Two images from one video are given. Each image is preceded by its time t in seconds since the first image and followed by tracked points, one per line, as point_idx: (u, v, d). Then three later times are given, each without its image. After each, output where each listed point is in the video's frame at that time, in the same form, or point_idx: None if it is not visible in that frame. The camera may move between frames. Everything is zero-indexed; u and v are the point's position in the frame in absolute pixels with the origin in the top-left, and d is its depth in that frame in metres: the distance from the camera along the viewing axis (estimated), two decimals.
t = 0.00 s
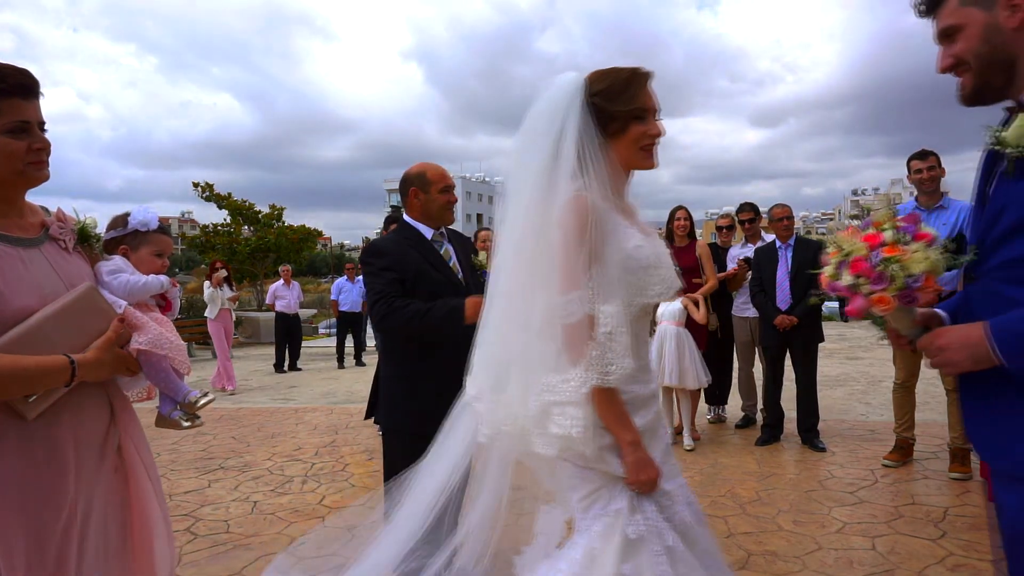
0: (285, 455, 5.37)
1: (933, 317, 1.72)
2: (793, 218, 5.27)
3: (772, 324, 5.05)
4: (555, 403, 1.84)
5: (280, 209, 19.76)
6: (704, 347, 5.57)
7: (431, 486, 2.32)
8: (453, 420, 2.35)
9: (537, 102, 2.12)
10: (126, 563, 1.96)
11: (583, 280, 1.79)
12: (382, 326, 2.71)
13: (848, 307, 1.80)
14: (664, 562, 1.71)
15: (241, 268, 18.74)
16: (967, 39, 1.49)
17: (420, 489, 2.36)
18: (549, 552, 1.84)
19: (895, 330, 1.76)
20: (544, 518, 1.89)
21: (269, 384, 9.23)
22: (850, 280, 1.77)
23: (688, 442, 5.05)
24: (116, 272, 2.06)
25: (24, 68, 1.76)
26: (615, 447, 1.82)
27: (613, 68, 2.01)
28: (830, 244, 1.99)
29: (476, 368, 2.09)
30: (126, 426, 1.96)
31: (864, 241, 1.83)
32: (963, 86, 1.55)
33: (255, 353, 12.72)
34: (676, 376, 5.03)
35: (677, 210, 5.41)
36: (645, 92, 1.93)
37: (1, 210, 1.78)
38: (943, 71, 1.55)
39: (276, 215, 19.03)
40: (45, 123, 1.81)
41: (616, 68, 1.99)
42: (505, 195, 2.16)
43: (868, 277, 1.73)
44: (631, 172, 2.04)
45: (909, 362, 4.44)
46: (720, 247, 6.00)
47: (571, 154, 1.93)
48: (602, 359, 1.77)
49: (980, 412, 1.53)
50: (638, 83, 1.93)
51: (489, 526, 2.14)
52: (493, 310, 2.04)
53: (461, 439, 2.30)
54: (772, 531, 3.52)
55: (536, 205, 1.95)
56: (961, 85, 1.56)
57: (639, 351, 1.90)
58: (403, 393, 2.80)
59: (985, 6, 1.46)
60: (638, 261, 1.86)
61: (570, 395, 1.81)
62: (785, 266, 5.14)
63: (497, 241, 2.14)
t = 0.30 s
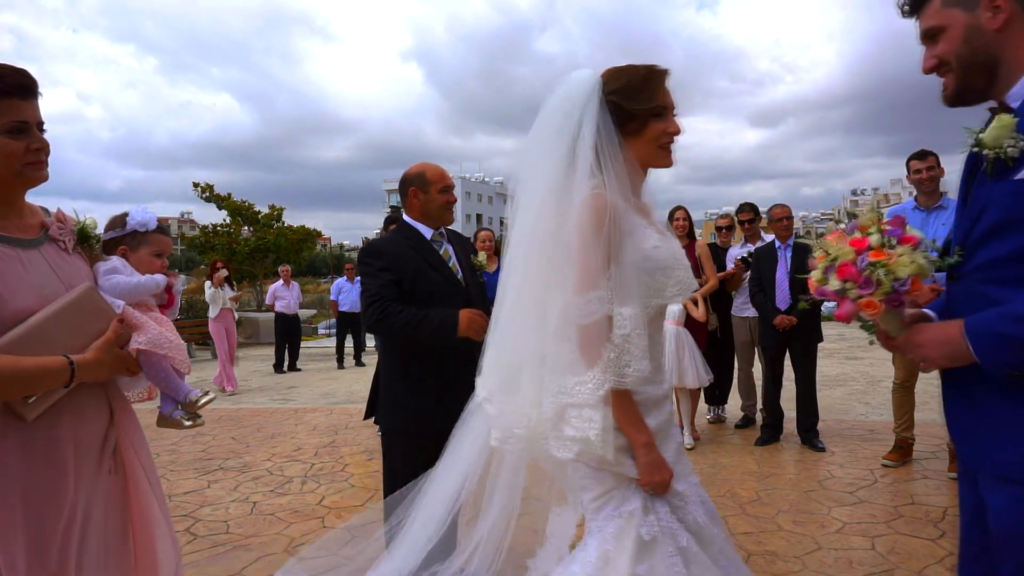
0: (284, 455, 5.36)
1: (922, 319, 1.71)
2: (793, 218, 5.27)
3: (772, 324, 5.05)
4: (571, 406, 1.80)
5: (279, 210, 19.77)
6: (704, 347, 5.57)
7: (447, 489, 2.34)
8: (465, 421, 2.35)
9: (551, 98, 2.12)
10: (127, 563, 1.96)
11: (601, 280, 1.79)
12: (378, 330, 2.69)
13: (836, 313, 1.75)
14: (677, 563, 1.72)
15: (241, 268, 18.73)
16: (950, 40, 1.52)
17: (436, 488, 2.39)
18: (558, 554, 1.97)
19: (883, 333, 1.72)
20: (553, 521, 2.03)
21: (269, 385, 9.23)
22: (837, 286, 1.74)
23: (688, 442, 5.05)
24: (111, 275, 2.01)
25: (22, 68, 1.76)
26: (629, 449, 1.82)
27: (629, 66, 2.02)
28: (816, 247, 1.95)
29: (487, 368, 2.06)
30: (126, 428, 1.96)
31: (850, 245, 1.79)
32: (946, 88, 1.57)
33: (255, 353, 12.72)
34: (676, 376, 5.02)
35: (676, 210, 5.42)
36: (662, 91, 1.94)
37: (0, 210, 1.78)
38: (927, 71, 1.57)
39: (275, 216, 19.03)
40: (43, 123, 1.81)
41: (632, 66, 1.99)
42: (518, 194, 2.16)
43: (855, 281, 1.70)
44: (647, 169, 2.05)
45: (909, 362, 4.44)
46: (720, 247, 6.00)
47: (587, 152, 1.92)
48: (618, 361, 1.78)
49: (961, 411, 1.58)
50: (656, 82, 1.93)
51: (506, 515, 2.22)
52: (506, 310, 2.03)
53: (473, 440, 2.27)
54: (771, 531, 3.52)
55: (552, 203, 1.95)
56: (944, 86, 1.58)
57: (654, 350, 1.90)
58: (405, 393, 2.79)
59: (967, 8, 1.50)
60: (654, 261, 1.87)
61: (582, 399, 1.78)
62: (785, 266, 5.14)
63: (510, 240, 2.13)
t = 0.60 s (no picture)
0: (284, 456, 5.36)
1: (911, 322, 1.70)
2: (793, 218, 5.28)
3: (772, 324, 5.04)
4: (585, 408, 1.80)
5: (279, 210, 19.77)
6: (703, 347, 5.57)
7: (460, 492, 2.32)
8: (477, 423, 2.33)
9: (567, 96, 2.11)
10: (127, 563, 1.96)
11: (616, 282, 1.79)
12: (372, 336, 2.71)
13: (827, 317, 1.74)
14: (690, 564, 1.72)
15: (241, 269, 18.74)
16: (935, 40, 1.55)
17: (449, 492, 2.36)
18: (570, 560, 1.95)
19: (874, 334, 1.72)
20: (565, 523, 2.02)
21: (269, 385, 9.23)
22: (828, 290, 1.73)
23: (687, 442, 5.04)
24: (108, 274, 1.97)
25: (21, 69, 1.76)
26: (641, 450, 1.82)
27: (646, 64, 2.02)
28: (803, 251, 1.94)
29: (499, 366, 2.08)
30: (125, 429, 1.96)
31: (839, 249, 1.78)
32: (931, 87, 1.61)
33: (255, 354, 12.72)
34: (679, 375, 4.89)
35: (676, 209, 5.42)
36: (681, 91, 1.94)
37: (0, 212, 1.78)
38: (912, 71, 1.60)
39: (275, 216, 19.04)
40: (42, 125, 1.81)
41: (651, 64, 2.00)
42: (533, 191, 2.16)
43: (846, 285, 1.69)
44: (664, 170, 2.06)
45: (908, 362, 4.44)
46: (720, 247, 6.00)
47: (604, 151, 1.92)
48: (633, 364, 1.77)
49: (947, 409, 1.62)
50: (675, 81, 1.94)
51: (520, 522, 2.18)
52: (521, 309, 2.04)
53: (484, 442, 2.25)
54: (771, 531, 3.52)
55: (568, 202, 1.96)
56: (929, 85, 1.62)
57: (669, 352, 1.89)
58: (405, 393, 2.80)
59: (951, 8, 1.52)
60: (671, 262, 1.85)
61: (593, 401, 1.78)
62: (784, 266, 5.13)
63: (523, 238, 2.14)
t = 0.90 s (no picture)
0: (284, 456, 5.36)
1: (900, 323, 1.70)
2: (793, 218, 5.28)
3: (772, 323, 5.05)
4: (597, 410, 1.80)
5: (279, 211, 19.77)
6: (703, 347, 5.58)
7: (472, 498, 2.30)
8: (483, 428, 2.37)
9: (582, 97, 2.10)
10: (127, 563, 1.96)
11: (631, 284, 1.78)
12: (371, 341, 2.71)
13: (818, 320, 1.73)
14: (703, 567, 1.71)
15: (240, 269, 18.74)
16: (919, 41, 1.61)
17: (460, 492, 2.36)
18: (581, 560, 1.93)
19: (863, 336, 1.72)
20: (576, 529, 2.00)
21: (269, 386, 9.23)
22: (820, 292, 1.72)
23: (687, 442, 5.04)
24: (111, 274, 1.99)
25: (20, 70, 1.76)
26: (654, 452, 1.82)
27: (663, 65, 2.01)
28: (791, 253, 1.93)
29: (510, 364, 2.09)
30: (126, 430, 1.96)
31: (830, 252, 1.77)
32: (917, 87, 1.67)
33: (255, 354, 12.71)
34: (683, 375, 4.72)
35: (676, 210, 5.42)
36: (698, 91, 1.93)
37: None
38: (898, 71, 1.67)
39: (275, 217, 19.04)
40: (41, 126, 1.81)
41: (668, 65, 1.99)
42: (547, 190, 2.16)
43: (837, 289, 1.68)
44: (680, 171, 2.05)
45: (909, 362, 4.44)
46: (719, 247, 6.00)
47: (620, 153, 1.91)
48: (647, 367, 1.77)
49: (936, 409, 1.69)
50: (692, 82, 1.92)
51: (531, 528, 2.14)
52: (534, 310, 2.05)
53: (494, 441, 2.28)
54: (771, 531, 3.52)
55: (581, 201, 1.95)
56: (916, 85, 1.68)
57: (683, 354, 1.89)
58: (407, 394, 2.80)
59: (935, 9, 1.58)
60: (686, 264, 1.85)
61: (604, 403, 1.79)
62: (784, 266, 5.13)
63: (536, 237, 2.14)
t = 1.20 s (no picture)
0: (284, 456, 5.36)
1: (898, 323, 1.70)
2: (792, 218, 5.28)
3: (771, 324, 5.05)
4: (608, 412, 1.80)
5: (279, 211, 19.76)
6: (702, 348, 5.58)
7: (484, 498, 2.31)
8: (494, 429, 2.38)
9: (596, 98, 2.10)
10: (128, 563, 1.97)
11: (644, 287, 1.78)
12: (369, 346, 2.72)
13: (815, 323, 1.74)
14: (717, 571, 1.71)
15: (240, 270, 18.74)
16: (903, 45, 1.62)
17: (472, 493, 2.38)
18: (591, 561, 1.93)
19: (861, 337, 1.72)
20: (588, 533, 1.99)
21: (269, 386, 9.23)
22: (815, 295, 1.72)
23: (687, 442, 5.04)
24: (110, 275, 2.00)
25: (19, 71, 1.76)
26: (668, 454, 1.82)
27: (678, 65, 2.00)
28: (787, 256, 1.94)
29: (519, 364, 2.09)
30: (125, 430, 1.96)
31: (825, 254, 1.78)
32: (900, 90, 1.68)
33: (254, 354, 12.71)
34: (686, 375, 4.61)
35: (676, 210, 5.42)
36: (713, 92, 1.93)
37: None
38: (882, 75, 1.68)
39: (275, 217, 19.05)
40: (40, 127, 1.81)
41: (682, 66, 1.98)
42: (559, 189, 2.15)
43: (834, 291, 1.69)
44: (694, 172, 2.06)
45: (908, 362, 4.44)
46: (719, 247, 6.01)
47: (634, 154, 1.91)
48: (658, 369, 1.76)
49: (923, 407, 1.70)
50: (708, 84, 1.92)
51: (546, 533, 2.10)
52: (547, 311, 2.05)
53: (505, 441, 2.30)
54: (771, 531, 3.52)
55: (594, 202, 1.95)
56: (898, 88, 1.68)
57: (697, 356, 1.88)
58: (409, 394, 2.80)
59: (919, 13, 1.59)
60: (700, 265, 1.83)
61: (616, 406, 1.79)
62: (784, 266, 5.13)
63: (548, 237, 2.14)
